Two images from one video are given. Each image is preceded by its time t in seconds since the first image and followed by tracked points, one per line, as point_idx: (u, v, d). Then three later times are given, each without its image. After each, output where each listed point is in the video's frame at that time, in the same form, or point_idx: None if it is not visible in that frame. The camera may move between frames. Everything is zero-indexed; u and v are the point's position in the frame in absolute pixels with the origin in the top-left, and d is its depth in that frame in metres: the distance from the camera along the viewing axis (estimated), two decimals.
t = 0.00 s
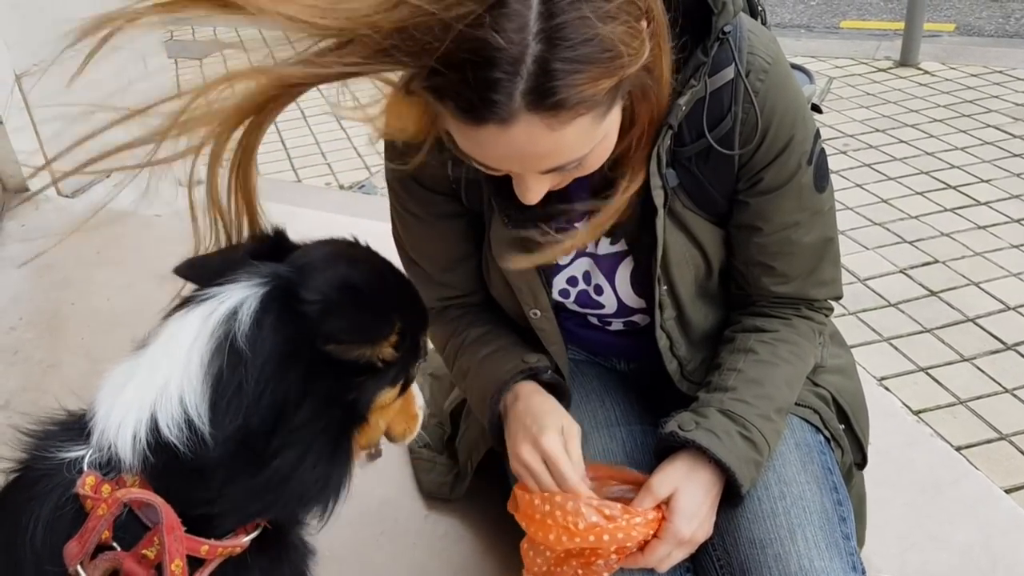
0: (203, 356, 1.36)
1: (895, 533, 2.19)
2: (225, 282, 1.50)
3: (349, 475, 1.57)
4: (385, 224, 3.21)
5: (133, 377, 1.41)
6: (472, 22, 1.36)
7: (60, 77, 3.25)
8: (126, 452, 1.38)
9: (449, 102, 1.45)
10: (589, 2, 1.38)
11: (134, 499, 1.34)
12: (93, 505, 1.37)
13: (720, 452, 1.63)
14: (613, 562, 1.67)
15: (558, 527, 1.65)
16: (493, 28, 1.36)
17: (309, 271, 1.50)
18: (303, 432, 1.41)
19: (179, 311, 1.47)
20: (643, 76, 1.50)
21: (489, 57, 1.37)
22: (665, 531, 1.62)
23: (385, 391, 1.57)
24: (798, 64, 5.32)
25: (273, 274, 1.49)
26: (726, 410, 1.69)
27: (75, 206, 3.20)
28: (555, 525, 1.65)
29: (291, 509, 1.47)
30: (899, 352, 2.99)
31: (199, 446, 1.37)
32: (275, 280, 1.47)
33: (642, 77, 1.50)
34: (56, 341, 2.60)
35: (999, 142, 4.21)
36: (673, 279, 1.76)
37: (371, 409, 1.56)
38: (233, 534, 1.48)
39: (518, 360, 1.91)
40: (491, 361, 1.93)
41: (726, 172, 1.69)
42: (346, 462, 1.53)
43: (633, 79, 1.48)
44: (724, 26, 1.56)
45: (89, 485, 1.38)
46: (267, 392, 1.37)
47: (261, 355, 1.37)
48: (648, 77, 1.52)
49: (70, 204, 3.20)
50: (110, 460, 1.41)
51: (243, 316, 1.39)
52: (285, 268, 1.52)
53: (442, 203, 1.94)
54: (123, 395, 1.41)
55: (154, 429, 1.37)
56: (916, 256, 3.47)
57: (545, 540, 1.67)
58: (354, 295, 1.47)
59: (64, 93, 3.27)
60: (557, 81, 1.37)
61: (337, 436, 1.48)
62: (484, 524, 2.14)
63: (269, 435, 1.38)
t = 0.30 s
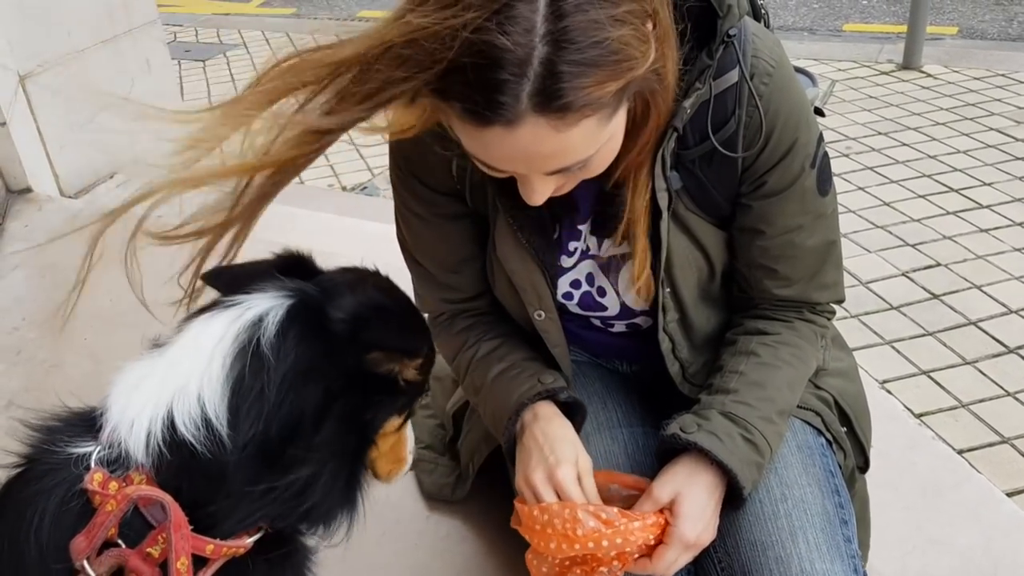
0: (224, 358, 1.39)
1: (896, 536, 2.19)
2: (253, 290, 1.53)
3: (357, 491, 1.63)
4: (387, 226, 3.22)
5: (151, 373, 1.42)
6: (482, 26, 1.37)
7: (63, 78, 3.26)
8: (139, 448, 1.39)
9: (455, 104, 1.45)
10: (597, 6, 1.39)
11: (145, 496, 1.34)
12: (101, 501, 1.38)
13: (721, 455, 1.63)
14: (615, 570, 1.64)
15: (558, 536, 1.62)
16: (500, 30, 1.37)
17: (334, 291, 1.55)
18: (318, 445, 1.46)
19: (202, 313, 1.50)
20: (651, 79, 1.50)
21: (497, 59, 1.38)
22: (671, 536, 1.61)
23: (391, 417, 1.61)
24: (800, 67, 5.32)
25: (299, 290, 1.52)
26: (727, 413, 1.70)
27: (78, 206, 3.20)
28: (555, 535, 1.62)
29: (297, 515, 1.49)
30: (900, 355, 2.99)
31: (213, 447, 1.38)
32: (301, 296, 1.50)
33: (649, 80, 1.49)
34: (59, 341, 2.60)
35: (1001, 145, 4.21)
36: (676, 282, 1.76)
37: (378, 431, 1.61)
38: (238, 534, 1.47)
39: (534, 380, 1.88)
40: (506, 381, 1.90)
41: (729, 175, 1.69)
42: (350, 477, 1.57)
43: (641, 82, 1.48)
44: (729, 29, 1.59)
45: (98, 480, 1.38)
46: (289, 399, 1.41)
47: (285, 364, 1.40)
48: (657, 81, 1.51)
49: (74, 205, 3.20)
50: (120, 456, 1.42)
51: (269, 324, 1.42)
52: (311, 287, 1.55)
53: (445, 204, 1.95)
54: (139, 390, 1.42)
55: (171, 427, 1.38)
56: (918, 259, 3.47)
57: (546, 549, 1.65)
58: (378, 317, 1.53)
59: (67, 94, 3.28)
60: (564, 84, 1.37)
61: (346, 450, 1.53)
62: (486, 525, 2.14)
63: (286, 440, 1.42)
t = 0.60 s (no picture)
0: (233, 362, 1.39)
1: (897, 537, 2.19)
2: (266, 295, 1.52)
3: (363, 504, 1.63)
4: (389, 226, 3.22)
5: (160, 372, 1.43)
6: (491, 29, 1.38)
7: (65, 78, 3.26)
8: (146, 446, 1.40)
9: (461, 105, 1.45)
10: (605, 12, 1.40)
11: (152, 493, 1.34)
12: (108, 497, 1.38)
13: (723, 457, 1.64)
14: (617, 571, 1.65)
15: (559, 544, 1.62)
16: (508, 33, 1.37)
17: (345, 297, 1.54)
18: (325, 460, 1.45)
19: (213, 314, 1.50)
20: (657, 84, 1.50)
21: (504, 62, 1.38)
22: (672, 537, 1.61)
23: (399, 428, 1.59)
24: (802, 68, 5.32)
25: (310, 295, 1.52)
26: (729, 414, 1.70)
27: (81, 206, 3.20)
28: (556, 542, 1.62)
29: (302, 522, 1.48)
30: (902, 357, 2.99)
31: (220, 450, 1.38)
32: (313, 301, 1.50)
33: (654, 85, 1.49)
34: (61, 340, 2.60)
35: (1003, 146, 4.21)
36: (678, 283, 1.76)
37: (384, 442, 1.59)
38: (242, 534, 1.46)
39: (543, 386, 1.88)
40: (516, 385, 1.90)
41: (732, 176, 1.69)
42: (356, 487, 1.56)
43: (647, 87, 1.48)
44: (734, 32, 1.57)
45: (105, 477, 1.39)
46: (296, 406, 1.40)
47: (293, 370, 1.40)
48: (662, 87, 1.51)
49: (76, 205, 3.20)
50: (127, 454, 1.42)
51: (279, 330, 1.42)
52: (322, 292, 1.54)
53: (449, 204, 1.95)
54: (148, 389, 1.42)
55: (178, 427, 1.38)
56: (920, 260, 3.47)
57: (548, 557, 1.64)
58: (387, 328, 1.52)
59: (69, 94, 3.29)
60: (570, 87, 1.37)
61: (352, 461, 1.52)
62: (488, 525, 2.14)
63: (292, 447, 1.41)
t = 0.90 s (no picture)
0: (234, 367, 1.38)
1: (901, 536, 2.19)
2: (272, 297, 1.51)
3: (368, 512, 1.62)
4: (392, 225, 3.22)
5: (163, 374, 1.43)
6: (505, 23, 1.38)
7: (67, 76, 3.27)
8: (147, 448, 1.40)
9: (473, 98, 1.45)
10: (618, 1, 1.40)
11: (151, 497, 1.34)
12: (108, 500, 1.38)
13: (729, 459, 1.64)
14: (625, 570, 1.65)
15: (568, 543, 1.63)
16: (523, 26, 1.37)
17: (354, 303, 1.53)
18: (324, 473, 1.43)
19: (219, 316, 1.50)
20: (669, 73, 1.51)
21: (518, 55, 1.38)
22: (682, 541, 1.62)
23: (403, 437, 1.57)
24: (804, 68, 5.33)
25: (317, 300, 1.51)
26: (734, 417, 1.70)
27: (84, 205, 3.21)
28: (566, 540, 1.63)
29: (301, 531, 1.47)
30: (904, 356, 2.99)
31: (218, 455, 1.38)
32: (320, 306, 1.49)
33: (665, 74, 1.50)
34: (65, 338, 2.60)
35: (1005, 146, 4.21)
36: (683, 282, 1.76)
37: (388, 451, 1.57)
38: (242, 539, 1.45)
39: (549, 388, 1.88)
40: (520, 388, 1.90)
41: (738, 173, 1.69)
42: (357, 496, 1.54)
43: (660, 76, 1.49)
44: (738, 29, 1.59)
45: (106, 479, 1.39)
46: (294, 416, 1.38)
47: (293, 378, 1.38)
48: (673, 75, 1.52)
49: (80, 203, 3.20)
50: (129, 456, 1.43)
51: (280, 335, 1.41)
52: (329, 296, 1.54)
53: (454, 203, 1.95)
54: (151, 390, 1.43)
55: (178, 431, 1.38)
56: (923, 259, 3.47)
57: (557, 556, 1.65)
58: (392, 338, 1.50)
59: (72, 92, 3.29)
60: (585, 78, 1.38)
61: (353, 471, 1.50)
62: (491, 523, 2.14)
63: (290, 456, 1.39)
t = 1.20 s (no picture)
0: (236, 370, 1.37)
1: (905, 535, 2.19)
2: (278, 296, 1.51)
3: (373, 509, 1.62)
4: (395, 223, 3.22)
5: (169, 373, 1.43)
6: (500, 6, 1.39)
7: (70, 74, 3.26)
8: (153, 449, 1.40)
9: (470, 83, 1.45)
10: None
11: (157, 497, 1.35)
12: (114, 499, 1.38)
13: (734, 457, 1.64)
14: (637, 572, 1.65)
15: (582, 547, 1.63)
16: (518, 8, 1.38)
17: (359, 302, 1.51)
18: (323, 481, 1.41)
19: (226, 315, 1.49)
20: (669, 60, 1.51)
21: (515, 38, 1.39)
22: (692, 541, 1.62)
23: (407, 439, 1.55)
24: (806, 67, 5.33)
25: (323, 300, 1.49)
26: (740, 415, 1.70)
27: (87, 203, 3.20)
28: (580, 544, 1.64)
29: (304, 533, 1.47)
30: (907, 354, 2.99)
31: (221, 458, 1.38)
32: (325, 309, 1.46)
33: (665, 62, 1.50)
34: (67, 336, 2.60)
35: (1008, 145, 4.21)
36: (688, 280, 1.76)
37: (392, 454, 1.55)
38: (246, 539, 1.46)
39: (546, 380, 1.88)
40: (520, 381, 1.90)
41: (743, 170, 1.69)
42: (359, 496, 1.54)
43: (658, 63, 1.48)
44: (743, 24, 1.59)
45: (113, 478, 1.40)
46: (295, 423, 1.36)
47: (294, 385, 1.36)
48: (671, 63, 1.52)
49: (83, 201, 3.19)
50: (136, 454, 1.43)
51: (283, 339, 1.39)
52: (335, 295, 1.53)
53: (457, 200, 1.95)
54: (156, 390, 1.43)
55: (182, 432, 1.38)
56: (925, 258, 3.46)
57: (570, 558, 1.66)
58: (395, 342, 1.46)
59: (75, 90, 3.29)
60: (581, 62, 1.38)
61: (356, 474, 1.49)
62: (495, 521, 2.14)
63: (291, 463, 1.38)
